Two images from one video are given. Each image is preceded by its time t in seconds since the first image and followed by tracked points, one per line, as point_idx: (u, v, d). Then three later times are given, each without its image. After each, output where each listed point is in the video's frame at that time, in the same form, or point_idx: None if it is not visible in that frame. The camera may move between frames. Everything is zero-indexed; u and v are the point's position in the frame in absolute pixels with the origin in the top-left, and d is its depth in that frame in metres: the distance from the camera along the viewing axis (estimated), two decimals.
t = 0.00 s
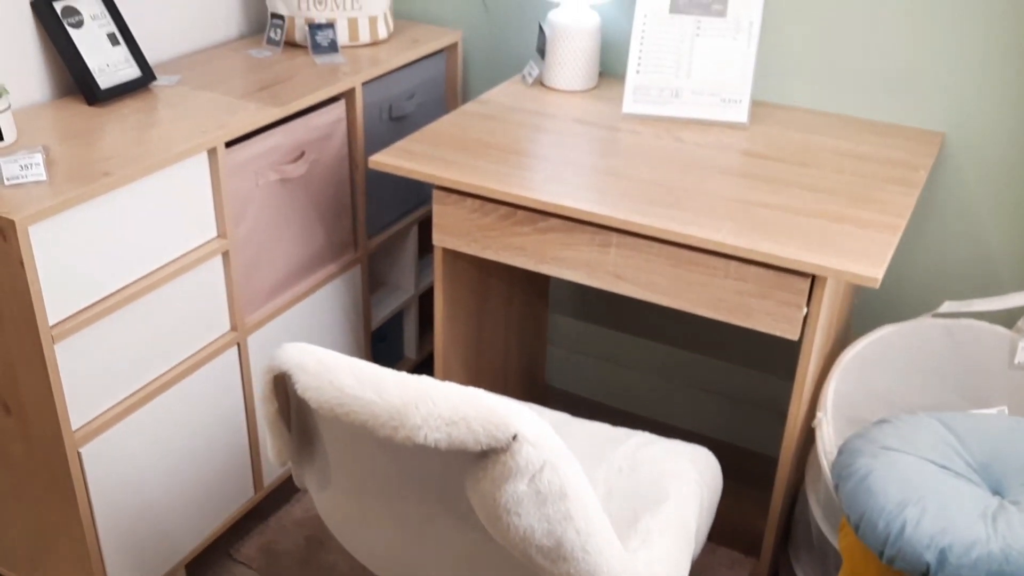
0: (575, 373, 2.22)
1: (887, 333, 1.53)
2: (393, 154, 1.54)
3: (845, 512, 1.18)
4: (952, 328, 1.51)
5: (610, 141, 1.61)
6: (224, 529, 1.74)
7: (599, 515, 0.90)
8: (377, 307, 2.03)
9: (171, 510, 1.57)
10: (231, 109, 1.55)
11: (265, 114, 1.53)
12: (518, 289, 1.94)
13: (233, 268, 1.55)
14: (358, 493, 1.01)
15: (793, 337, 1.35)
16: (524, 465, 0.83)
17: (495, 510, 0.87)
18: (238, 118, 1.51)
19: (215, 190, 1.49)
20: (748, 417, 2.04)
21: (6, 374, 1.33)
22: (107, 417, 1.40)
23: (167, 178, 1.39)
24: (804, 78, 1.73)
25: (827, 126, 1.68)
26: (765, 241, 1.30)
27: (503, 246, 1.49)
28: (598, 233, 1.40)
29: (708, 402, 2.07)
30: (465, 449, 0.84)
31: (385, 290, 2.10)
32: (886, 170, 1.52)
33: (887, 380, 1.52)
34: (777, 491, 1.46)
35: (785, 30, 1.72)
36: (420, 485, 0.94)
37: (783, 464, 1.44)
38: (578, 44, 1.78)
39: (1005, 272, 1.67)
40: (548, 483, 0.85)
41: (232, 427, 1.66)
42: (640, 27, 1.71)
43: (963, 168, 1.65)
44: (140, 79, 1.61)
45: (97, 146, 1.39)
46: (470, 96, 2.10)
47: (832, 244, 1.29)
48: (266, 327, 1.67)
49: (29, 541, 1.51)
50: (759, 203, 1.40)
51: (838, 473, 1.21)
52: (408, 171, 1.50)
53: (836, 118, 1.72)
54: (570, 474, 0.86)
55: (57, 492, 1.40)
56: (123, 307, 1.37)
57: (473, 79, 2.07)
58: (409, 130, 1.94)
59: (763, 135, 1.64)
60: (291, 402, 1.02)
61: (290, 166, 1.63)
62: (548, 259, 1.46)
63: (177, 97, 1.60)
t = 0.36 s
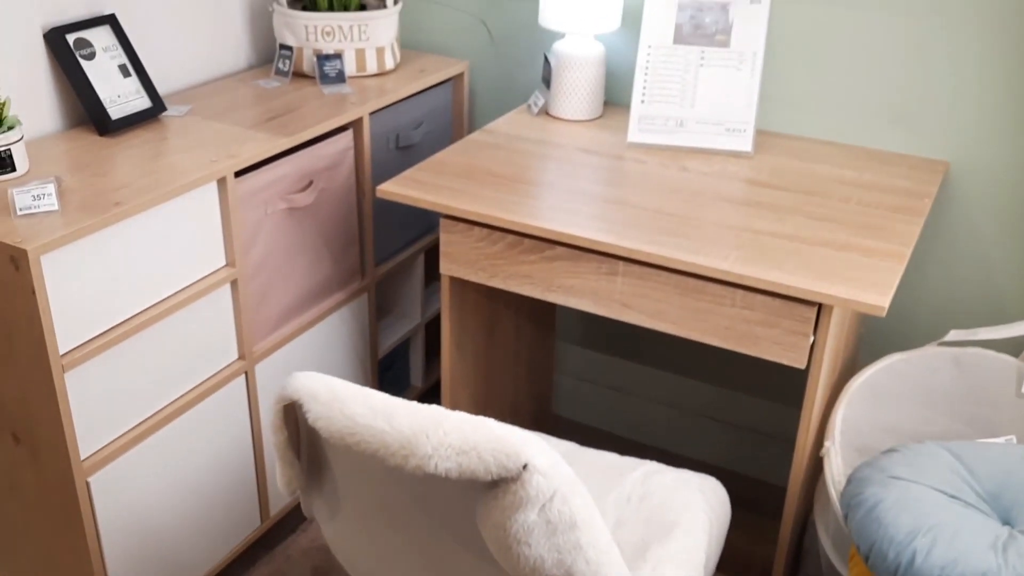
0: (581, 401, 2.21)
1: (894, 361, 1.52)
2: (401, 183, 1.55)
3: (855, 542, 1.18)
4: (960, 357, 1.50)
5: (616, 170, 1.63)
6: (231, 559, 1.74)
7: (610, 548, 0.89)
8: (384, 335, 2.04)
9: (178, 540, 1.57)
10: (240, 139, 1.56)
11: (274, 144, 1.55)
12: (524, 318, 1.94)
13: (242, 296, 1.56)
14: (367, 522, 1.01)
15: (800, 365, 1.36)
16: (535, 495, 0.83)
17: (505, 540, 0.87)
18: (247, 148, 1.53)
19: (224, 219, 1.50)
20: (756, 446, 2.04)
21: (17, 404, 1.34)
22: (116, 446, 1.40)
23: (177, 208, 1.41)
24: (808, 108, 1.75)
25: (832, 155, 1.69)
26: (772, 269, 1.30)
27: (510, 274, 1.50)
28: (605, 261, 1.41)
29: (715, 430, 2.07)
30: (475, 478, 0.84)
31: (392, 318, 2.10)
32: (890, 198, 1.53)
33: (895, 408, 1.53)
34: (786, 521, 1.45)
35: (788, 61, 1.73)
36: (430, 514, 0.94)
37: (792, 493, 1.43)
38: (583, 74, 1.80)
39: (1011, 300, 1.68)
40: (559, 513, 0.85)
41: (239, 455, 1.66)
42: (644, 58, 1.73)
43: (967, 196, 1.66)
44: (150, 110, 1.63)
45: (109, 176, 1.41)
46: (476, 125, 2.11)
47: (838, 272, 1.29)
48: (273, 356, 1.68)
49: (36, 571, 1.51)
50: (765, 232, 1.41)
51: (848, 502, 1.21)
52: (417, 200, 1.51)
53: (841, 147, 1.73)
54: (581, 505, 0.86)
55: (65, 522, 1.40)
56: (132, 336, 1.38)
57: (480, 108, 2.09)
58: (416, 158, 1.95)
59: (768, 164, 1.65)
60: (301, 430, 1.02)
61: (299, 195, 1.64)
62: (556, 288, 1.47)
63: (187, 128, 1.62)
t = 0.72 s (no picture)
0: (587, 429, 2.21)
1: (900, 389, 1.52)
2: (408, 212, 1.56)
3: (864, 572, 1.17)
4: (966, 384, 1.51)
5: (621, 199, 1.63)
6: None
7: None
8: (391, 363, 2.04)
9: (184, 569, 1.56)
10: (249, 169, 1.57)
11: (282, 174, 1.56)
12: (531, 346, 1.95)
13: (249, 325, 1.56)
14: (374, 552, 1.01)
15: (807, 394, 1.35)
16: (543, 527, 0.83)
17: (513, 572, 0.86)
18: (255, 178, 1.54)
19: (232, 248, 1.51)
20: (763, 474, 2.03)
21: (25, 433, 1.34)
22: (123, 475, 1.40)
23: (186, 237, 1.42)
24: (812, 136, 1.76)
25: (836, 183, 1.70)
26: (778, 298, 1.31)
27: (516, 302, 1.51)
28: (611, 290, 1.42)
29: (722, 458, 2.06)
30: (483, 508, 0.84)
31: (398, 347, 2.10)
32: (895, 226, 1.53)
33: (902, 436, 1.52)
34: (794, 550, 1.45)
35: (791, 90, 1.75)
36: (437, 545, 0.93)
37: (800, 522, 1.43)
38: (588, 103, 1.82)
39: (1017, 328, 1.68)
40: (567, 543, 0.83)
41: (245, 483, 1.66)
42: (649, 87, 1.74)
43: (972, 224, 1.66)
44: (159, 139, 1.65)
45: (117, 205, 1.42)
46: (483, 154, 2.13)
47: (844, 301, 1.30)
48: (280, 385, 1.68)
49: None
50: (771, 260, 1.41)
51: (856, 531, 1.20)
52: (423, 229, 1.51)
53: (845, 175, 1.74)
54: (592, 534, 0.84)
55: (71, 551, 1.40)
56: (140, 365, 1.39)
57: (486, 137, 2.11)
58: (422, 187, 1.96)
59: (773, 192, 1.66)
60: (309, 460, 1.02)
61: (306, 224, 1.65)
62: (562, 316, 1.47)
63: (196, 158, 1.63)
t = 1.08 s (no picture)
0: (592, 458, 2.20)
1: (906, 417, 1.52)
2: (413, 240, 1.56)
3: None
4: (972, 413, 1.50)
5: (625, 227, 1.64)
6: None
7: None
8: (396, 392, 2.04)
9: None
10: (255, 199, 1.58)
11: (288, 203, 1.57)
12: (535, 374, 1.95)
13: (255, 353, 1.57)
14: None
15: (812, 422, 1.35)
16: (548, 558, 0.82)
17: None
18: (261, 207, 1.55)
19: (238, 277, 1.51)
20: (769, 503, 2.02)
21: (30, 462, 1.34)
22: (128, 504, 1.40)
23: (192, 266, 1.42)
24: (814, 165, 1.77)
25: (839, 211, 1.71)
26: (782, 326, 1.31)
27: (521, 331, 1.51)
28: (616, 318, 1.42)
29: (728, 487, 2.06)
30: (489, 539, 0.84)
31: (403, 375, 2.11)
32: (899, 254, 1.54)
33: (908, 464, 1.52)
34: None
35: (794, 119, 1.76)
36: None
37: (807, 551, 1.42)
38: (592, 132, 1.83)
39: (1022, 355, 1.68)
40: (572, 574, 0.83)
41: (250, 513, 1.65)
42: (652, 117, 1.76)
43: (976, 252, 1.67)
44: (167, 169, 1.66)
45: (124, 235, 1.43)
46: (487, 182, 2.14)
47: (849, 329, 1.30)
48: (285, 413, 1.68)
49: None
50: (775, 288, 1.42)
51: (863, 561, 1.19)
52: (428, 257, 1.52)
53: (848, 203, 1.75)
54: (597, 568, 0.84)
55: None
56: (146, 394, 1.39)
57: (490, 166, 2.12)
58: (427, 216, 1.97)
59: (776, 220, 1.66)
60: (314, 489, 1.02)
61: (312, 253, 1.66)
62: (567, 345, 1.48)
63: (203, 187, 1.65)
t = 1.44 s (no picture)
0: (597, 487, 2.20)
1: (911, 447, 1.52)
2: (417, 270, 1.57)
3: None
4: (976, 441, 1.51)
5: (628, 257, 1.65)
6: None
7: None
8: (400, 421, 2.04)
9: None
10: (261, 229, 1.60)
11: (293, 234, 1.58)
12: (539, 403, 1.95)
13: (259, 382, 1.57)
14: None
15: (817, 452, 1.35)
16: None
17: None
18: (266, 238, 1.56)
19: (243, 307, 1.52)
20: (775, 533, 2.01)
21: (35, 491, 1.34)
22: (132, 534, 1.40)
23: (197, 296, 1.43)
24: (816, 195, 1.78)
25: (842, 240, 1.72)
26: (786, 356, 1.31)
27: (524, 360, 1.51)
28: (619, 347, 1.42)
29: (733, 517, 2.05)
30: (492, 569, 0.85)
31: (408, 404, 2.11)
32: (902, 283, 1.54)
33: (914, 493, 1.51)
34: None
35: (795, 149, 1.77)
36: None
37: None
38: (595, 163, 1.84)
39: None
40: None
41: (254, 543, 1.65)
42: (654, 148, 1.77)
43: (978, 281, 1.67)
44: (173, 200, 1.68)
45: (130, 265, 1.44)
46: (491, 212, 2.15)
47: (852, 358, 1.30)
48: (289, 443, 1.68)
49: None
50: (778, 318, 1.42)
51: None
52: (432, 287, 1.53)
53: (850, 232, 1.75)
54: None
55: None
56: (151, 423, 1.39)
57: (495, 196, 2.13)
58: (432, 246, 1.98)
59: (779, 250, 1.67)
60: (317, 519, 1.02)
61: (316, 282, 1.67)
62: (570, 374, 1.48)
63: (209, 218, 1.66)
